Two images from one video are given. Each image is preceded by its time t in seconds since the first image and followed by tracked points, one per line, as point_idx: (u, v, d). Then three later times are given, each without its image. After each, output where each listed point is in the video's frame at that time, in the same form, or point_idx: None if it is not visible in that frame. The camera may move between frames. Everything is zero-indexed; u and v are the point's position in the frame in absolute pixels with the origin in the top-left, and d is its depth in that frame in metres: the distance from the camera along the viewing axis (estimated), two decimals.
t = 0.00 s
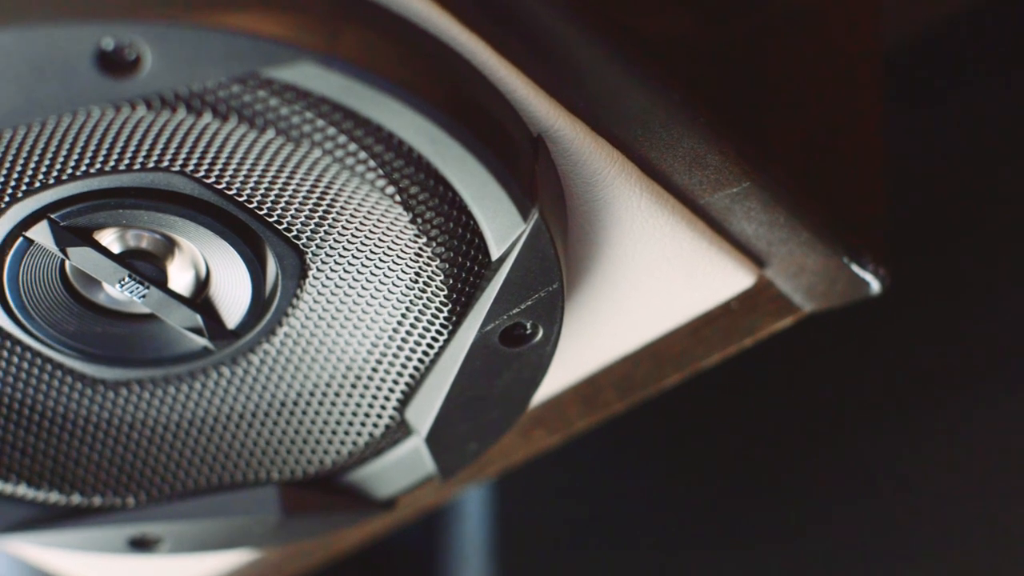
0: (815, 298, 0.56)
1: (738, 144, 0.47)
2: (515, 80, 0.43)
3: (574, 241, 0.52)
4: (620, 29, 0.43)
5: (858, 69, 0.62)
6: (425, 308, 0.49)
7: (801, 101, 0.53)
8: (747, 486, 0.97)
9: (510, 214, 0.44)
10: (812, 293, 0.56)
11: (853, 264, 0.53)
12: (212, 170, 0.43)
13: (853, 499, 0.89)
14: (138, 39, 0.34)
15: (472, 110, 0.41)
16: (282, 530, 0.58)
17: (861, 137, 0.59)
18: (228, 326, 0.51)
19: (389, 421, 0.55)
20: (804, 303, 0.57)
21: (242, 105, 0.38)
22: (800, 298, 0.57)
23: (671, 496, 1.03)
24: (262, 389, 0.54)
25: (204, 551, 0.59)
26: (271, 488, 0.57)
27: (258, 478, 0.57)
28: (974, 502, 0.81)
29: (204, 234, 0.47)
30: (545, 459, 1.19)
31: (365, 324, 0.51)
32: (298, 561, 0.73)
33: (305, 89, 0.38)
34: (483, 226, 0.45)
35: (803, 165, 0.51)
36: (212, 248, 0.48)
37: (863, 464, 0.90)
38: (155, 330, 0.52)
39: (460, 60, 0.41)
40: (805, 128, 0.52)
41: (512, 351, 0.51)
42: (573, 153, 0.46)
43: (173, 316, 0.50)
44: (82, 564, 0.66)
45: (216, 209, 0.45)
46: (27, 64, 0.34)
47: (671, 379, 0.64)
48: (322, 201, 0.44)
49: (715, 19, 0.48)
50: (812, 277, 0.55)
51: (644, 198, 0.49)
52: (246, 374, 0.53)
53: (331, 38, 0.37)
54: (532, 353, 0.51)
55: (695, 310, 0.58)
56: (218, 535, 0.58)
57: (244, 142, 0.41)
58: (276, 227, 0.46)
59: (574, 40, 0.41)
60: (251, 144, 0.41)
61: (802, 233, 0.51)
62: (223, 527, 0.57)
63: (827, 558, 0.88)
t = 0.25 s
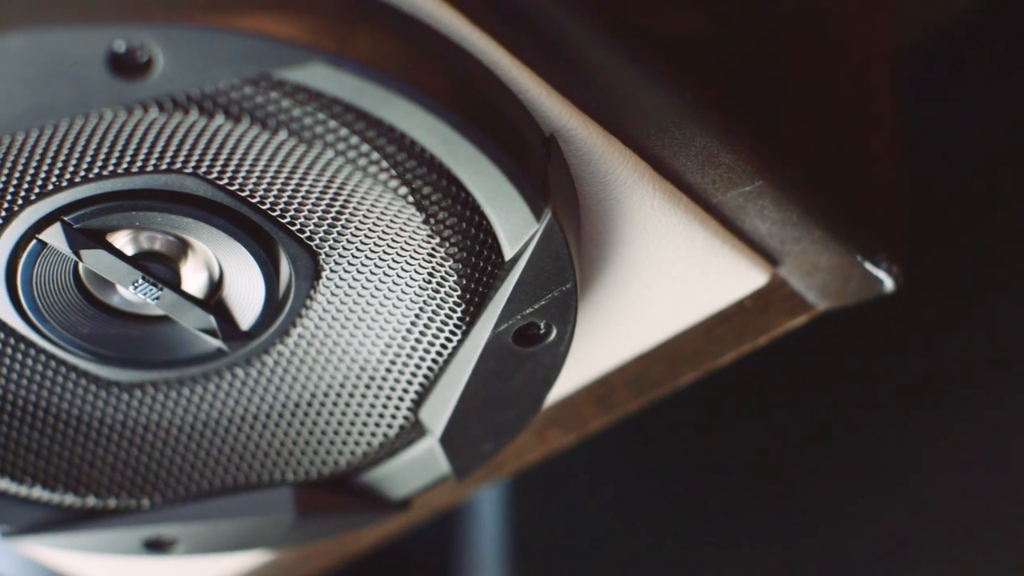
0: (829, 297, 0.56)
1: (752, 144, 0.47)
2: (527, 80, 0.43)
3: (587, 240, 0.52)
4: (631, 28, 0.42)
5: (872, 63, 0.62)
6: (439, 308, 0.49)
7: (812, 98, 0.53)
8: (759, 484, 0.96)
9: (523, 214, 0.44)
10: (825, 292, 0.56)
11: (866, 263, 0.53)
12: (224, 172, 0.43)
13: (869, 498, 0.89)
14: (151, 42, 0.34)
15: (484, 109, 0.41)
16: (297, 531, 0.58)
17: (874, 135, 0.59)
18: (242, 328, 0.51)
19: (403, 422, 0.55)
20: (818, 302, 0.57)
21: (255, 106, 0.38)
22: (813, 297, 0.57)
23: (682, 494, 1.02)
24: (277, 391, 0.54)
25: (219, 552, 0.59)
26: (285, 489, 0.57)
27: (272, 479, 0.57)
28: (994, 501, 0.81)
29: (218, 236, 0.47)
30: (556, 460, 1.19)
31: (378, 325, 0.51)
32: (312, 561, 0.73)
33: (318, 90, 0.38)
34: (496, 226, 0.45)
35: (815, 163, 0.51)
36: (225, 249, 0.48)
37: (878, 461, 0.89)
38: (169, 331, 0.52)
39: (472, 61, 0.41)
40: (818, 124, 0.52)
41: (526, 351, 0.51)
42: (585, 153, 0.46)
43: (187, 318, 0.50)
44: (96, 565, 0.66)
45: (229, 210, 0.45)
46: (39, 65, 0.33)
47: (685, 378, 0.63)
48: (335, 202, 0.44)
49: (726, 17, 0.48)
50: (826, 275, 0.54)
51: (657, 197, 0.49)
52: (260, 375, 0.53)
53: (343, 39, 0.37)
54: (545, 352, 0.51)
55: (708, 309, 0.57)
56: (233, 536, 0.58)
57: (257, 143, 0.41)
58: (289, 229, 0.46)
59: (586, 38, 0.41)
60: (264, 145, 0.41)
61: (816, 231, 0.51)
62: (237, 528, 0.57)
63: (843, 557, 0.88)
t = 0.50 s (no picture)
0: (842, 295, 0.56)
1: (765, 142, 0.46)
2: (539, 80, 0.42)
3: (600, 239, 0.52)
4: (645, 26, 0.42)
5: (880, 59, 0.61)
6: (452, 308, 0.49)
7: (824, 95, 0.52)
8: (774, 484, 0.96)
9: (536, 214, 0.43)
10: (839, 290, 0.55)
11: (880, 261, 0.53)
12: (237, 173, 0.43)
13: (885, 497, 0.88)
14: (163, 44, 0.34)
15: (496, 109, 0.40)
16: (312, 532, 0.58)
17: (883, 131, 0.59)
18: (256, 329, 0.51)
19: (418, 422, 0.55)
20: (831, 299, 0.56)
21: (267, 107, 0.38)
22: (826, 295, 0.56)
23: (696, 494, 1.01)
24: (292, 391, 0.54)
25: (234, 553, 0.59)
26: (300, 490, 0.57)
27: (288, 480, 0.57)
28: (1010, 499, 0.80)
29: (231, 237, 0.47)
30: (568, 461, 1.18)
31: (392, 326, 0.51)
32: (326, 562, 0.73)
33: (330, 91, 0.38)
34: (509, 226, 0.44)
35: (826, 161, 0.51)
36: (238, 250, 0.48)
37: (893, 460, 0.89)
38: (183, 333, 0.52)
39: (484, 61, 0.41)
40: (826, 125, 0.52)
41: (540, 350, 0.50)
42: (598, 152, 0.46)
43: (201, 319, 0.50)
44: (112, 566, 0.66)
45: (242, 212, 0.45)
46: (52, 68, 0.33)
47: (700, 377, 0.63)
48: (348, 203, 0.44)
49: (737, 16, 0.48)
50: (840, 273, 0.54)
51: (670, 196, 0.48)
52: (274, 376, 0.53)
53: (355, 41, 0.37)
54: (559, 352, 0.51)
55: (723, 307, 0.57)
56: (248, 538, 0.57)
57: (270, 145, 0.41)
58: (302, 230, 0.46)
59: (597, 36, 0.41)
60: (276, 147, 0.41)
61: (828, 229, 0.51)
62: (252, 530, 0.57)
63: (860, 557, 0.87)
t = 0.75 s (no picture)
0: (856, 293, 0.56)
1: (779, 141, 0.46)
2: (551, 80, 0.42)
3: (613, 237, 0.52)
4: (656, 26, 0.42)
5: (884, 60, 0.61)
6: (466, 308, 0.49)
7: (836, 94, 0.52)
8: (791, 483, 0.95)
9: (550, 213, 0.43)
10: (852, 289, 0.55)
11: (894, 258, 0.53)
12: (250, 174, 0.43)
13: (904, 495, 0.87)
14: (176, 45, 0.34)
15: (508, 108, 0.40)
16: (327, 532, 0.58)
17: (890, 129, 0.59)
18: (270, 330, 0.51)
19: (432, 422, 0.55)
20: (844, 298, 0.56)
21: (279, 108, 0.38)
22: (840, 293, 0.56)
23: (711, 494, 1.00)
24: (306, 392, 0.54)
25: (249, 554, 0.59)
26: (315, 491, 0.57)
27: (302, 481, 0.57)
28: None
29: (245, 239, 0.47)
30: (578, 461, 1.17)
31: (406, 326, 0.51)
32: (341, 563, 0.73)
33: (342, 92, 0.38)
34: (523, 226, 0.44)
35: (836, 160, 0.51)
36: (252, 251, 0.48)
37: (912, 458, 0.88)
38: (197, 335, 0.52)
39: (495, 60, 0.41)
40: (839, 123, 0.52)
41: (554, 350, 0.50)
42: (611, 151, 0.46)
43: (215, 321, 0.50)
44: (127, 568, 0.66)
45: (256, 213, 0.45)
46: (64, 69, 0.33)
47: (713, 376, 0.63)
48: (361, 203, 0.44)
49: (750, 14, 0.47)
50: (853, 271, 0.54)
51: (683, 195, 0.48)
52: (288, 377, 0.53)
53: (367, 42, 0.37)
54: (573, 351, 0.51)
55: (737, 305, 0.57)
56: (264, 539, 0.58)
57: (283, 146, 0.41)
58: (316, 230, 0.46)
59: (608, 36, 0.41)
60: (289, 147, 0.41)
61: (842, 227, 0.51)
62: (267, 531, 0.57)
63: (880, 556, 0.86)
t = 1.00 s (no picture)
0: (869, 290, 0.55)
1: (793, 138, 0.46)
2: (564, 79, 0.42)
3: (627, 235, 0.51)
4: (672, 23, 0.42)
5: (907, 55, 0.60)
6: (480, 307, 0.49)
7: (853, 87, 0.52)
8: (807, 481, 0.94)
9: (563, 212, 0.43)
10: (866, 286, 0.55)
11: (907, 255, 0.53)
12: (263, 175, 0.43)
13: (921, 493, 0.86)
14: (187, 46, 0.34)
15: (520, 107, 0.40)
16: (342, 533, 0.58)
17: (912, 124, 0.58)
18: (284, 330, 0.51)
19: (447, 422, 0.55)
20: (859, 295, 0.56)
21: (292, 109, 0.38)
22: (854, 290, 0.56)
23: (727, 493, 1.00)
24: (321, 392, 0.54)
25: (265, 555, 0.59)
26: (331, 491, 0.57)
27: (318, 481, 0.57)
28: None
29: (259, 239, 0.47)
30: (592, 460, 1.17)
31: (420, 326, 0.51)
32: (359, 562, 0.73)
33: (355, 92, 0.38)
34: (536, 225, 0.44)
35: (855, 157, 0.50)
36: (266, 252, 0.48)
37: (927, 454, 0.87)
38: (212, 336, 0.52)
39: (508, 59, 0.41)
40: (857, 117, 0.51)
41: (568, 349, 0.50)
42: (624, 150, 0.46)
43: (228, 322, 0.51)
44: (143, 568, 0.66)
45: (270, 214, 0.45)
46: (77, 71, 0.33)
47: (729, 374, 0.62)
48: (375, 203, 0.44)
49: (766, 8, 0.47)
50: (866, 269, 0.54)
51: (696, 192, 0.48)
52: (302, 377, 0.53)
53: (379, 42, 0.36)
54: (588, 350, 0.50)
55: (752, 303, 0.56)
56: (279, 539, 0.58)
57: (295, 146, 0.41)
58: (329, 230, 0.46)
59: (622, 32, 0.40)
60: (302, 147, 0.41)
61: (856, 225, 0.51)
62: (283, 531, 0.57)
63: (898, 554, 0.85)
